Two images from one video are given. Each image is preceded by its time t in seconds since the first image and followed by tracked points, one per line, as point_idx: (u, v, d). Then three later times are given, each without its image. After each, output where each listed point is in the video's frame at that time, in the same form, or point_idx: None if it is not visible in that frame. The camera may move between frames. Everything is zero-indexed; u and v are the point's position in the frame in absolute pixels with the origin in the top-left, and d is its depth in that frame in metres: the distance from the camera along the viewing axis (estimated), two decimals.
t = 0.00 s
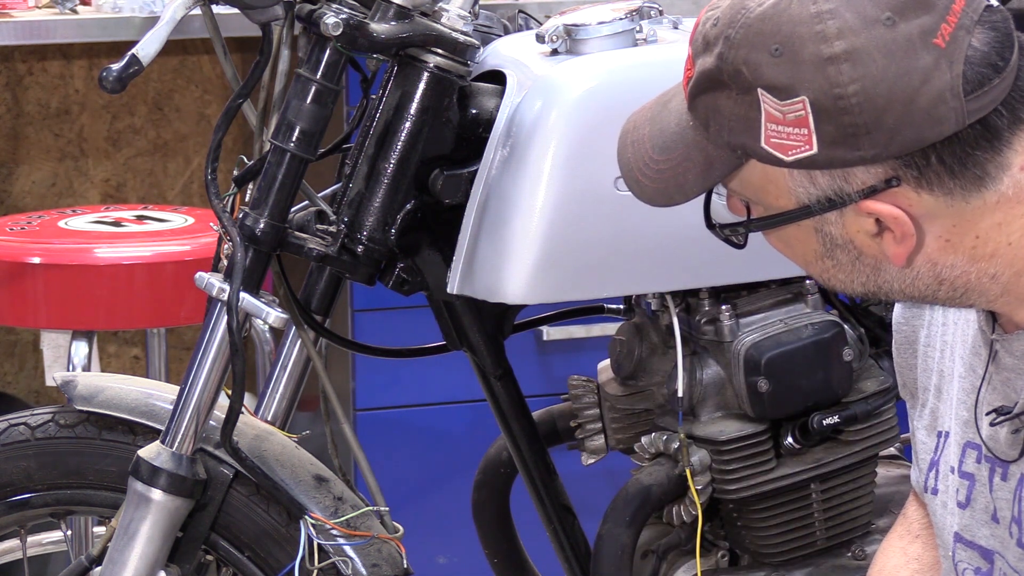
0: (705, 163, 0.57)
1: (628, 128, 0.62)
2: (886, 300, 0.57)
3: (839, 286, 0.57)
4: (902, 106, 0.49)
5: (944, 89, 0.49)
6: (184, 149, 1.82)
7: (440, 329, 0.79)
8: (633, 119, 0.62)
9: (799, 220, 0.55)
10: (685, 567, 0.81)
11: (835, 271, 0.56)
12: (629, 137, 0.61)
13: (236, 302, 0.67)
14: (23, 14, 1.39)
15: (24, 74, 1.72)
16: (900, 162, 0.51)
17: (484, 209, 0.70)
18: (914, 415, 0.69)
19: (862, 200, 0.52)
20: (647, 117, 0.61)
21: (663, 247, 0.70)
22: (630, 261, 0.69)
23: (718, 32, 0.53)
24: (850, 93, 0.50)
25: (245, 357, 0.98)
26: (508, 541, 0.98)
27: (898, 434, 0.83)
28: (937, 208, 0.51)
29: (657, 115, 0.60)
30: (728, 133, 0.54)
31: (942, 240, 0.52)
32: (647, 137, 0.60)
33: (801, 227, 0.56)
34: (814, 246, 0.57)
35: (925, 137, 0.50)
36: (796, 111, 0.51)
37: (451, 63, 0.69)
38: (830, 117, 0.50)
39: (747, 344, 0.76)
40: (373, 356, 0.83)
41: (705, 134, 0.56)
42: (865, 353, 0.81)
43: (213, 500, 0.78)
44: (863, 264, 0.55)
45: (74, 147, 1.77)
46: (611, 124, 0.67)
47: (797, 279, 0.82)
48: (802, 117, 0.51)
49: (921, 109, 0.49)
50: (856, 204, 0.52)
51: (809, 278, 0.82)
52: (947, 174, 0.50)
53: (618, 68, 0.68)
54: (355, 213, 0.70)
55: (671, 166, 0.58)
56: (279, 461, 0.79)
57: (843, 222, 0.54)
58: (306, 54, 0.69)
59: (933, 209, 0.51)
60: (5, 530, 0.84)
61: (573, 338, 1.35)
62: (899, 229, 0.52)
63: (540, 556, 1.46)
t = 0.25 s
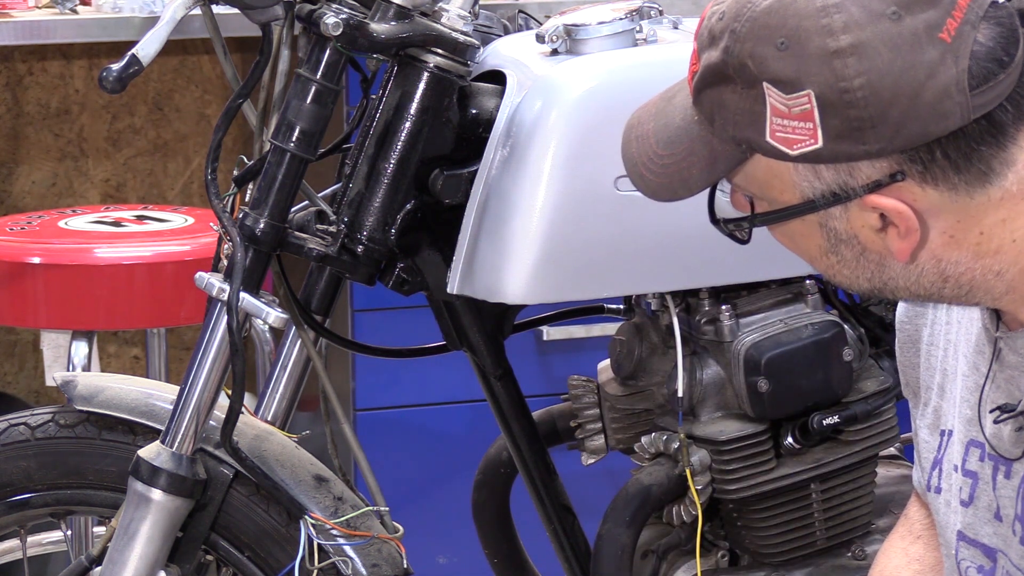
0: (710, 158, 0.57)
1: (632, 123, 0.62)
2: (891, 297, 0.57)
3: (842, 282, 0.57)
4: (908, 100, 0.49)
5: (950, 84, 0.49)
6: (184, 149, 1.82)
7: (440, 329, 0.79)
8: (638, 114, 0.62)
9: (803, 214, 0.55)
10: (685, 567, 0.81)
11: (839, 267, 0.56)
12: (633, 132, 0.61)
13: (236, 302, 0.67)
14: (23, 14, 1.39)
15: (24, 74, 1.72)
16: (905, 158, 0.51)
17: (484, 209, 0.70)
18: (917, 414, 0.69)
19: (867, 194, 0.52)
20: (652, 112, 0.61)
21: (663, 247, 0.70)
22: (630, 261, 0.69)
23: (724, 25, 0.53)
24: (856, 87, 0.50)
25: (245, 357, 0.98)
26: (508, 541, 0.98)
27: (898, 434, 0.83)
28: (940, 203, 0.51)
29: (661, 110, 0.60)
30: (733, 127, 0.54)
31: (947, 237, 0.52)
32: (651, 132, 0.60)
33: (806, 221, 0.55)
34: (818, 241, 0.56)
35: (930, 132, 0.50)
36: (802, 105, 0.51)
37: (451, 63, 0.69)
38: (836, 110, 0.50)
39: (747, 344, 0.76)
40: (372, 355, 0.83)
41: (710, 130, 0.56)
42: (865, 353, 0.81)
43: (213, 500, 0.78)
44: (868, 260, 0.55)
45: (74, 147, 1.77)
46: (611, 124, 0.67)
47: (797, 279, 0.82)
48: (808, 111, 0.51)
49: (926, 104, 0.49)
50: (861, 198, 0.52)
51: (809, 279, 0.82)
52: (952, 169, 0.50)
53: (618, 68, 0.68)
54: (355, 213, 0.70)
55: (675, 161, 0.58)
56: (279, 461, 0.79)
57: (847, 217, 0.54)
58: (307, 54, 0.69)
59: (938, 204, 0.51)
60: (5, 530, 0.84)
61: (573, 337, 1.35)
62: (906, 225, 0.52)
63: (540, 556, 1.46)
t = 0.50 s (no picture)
0: (716, 152, 0.56)
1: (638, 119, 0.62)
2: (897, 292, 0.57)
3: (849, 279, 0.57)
4: (913, 91, 0.49)
5: (955, 75, 0.48)
6: (184, 149, 1.81)
7: (440, 329, 0.79)
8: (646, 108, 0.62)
9: (809, 209, 0.55)
10: (685, 567, 0.81)
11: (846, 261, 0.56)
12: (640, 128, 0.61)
13: (236, 302, 0.67)
14: (23, 14, 1.39)
15: (24, 74, 1.72)
16: (911, 151, 0.51)
17: (484, 209, 0.70)
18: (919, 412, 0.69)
19: (873, 186, 0.52)
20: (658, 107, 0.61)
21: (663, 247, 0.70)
22: (631, 262, 0.69)
23: (731, 19, 0.53)
24: (863, 78, 0.49)
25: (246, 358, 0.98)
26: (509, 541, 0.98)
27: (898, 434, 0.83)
28: (946, 196, 0.51)
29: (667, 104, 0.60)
30: (740, 120, 0.54)
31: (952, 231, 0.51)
32: (658, 126, 0.60)
33: (811, 216, 0.55)
34: (825, 237, 0.56)
35: (936, 124, 0.49)
36: (809, 97, 0.50)
37: (451, 63, 0.69)
38: (840, 102, 0.50)
39: (747, 344, 0.76)
40: (372, 356, 0.83)
41: (718, 124, 0.56)
42: (865, 353, 0.81)
43: (213, 500, 0.78)
44: (875, 254, 0.55)
45: (74, 147, 1.77)
46: (611, 124, 0.67)
47: (797, 279, 0.82)
48: (814, 102, 0.50)
49: (932, 95, 0.49)
50: (867, 190, 0.52)
51: (809, 279, 0.82)
52: (958, 162, 0.50)
53: (618, 68, 0.68)
54: (355, 213, 0.70)
55: (679, 156, 0.58)
56: (279, 461, 0.79)
57: (854, 210, 0.53)
58: (307, 54, 0.69)
59: (944, 197, 0.51)
60: (5, 530, 0.84)
61: (573, 337, 1.35)
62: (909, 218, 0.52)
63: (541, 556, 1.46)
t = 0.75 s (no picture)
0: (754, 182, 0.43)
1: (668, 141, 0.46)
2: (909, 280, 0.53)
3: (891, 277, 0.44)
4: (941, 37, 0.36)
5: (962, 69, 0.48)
6: (184, 148, 1.81)
7: (440, 329, 0.79)
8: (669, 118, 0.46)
9: (856, 199, 0.41)
10: (685, 567, 0.81)
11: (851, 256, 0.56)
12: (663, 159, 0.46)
13: (236, 302, 0.67)
14: (23, 14, 1.39)
15: (24, 74, 1.72)
16: (957, 101, 0.38)
17: (484, 209, 0.70)
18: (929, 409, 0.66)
19: (920, 152, 0.39)
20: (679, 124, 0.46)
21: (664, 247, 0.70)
22: (631, 262, 0.69)
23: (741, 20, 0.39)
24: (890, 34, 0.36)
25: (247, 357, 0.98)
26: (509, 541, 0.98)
27: (898, 434, 0.83)
28: (996, 153, 0.39)
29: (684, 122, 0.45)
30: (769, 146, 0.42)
31: None
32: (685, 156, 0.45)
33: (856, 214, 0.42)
34: (871, 231, 0.43)
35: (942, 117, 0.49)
36: (838, 70, 0.37)
37: (451, 63, 0.69)
38: (873, 66, 0.37)
39: (748, 344, 0.76)
40: (373, 356, 0.83)
41: (739, 137, 0.42)
42: (865, 353, 0.81)
43: (213, 500, 0.78)
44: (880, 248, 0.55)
45: (74, 147, 1.77)
46: (611, 124, 0.67)
47: (797, 279, 0.82)
48: (845, 76, 0.37)
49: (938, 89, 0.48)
50: (914, 158, 0.39)
51: (809, 279, 0.82)
52: (1000, 107, 0.38)
53: (619, 68, 0.68)
54: (355, 213, 0.70)
55: (708, 193, 0.45)
56: (279, 461, 0.79)
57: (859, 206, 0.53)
58: (307, 54, 0.69)
59: (992, 154, 0.39)
60: (5, 530, 0.84)
61: (573, 337, 1.35)
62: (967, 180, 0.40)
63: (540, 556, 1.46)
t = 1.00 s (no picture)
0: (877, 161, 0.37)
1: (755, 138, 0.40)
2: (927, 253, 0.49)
3: (989, 250, 0.36)
4: None
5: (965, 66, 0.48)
6: (184, 149, 1.82)
7: (440, 329, 0.79)
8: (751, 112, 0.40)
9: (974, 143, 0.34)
10: (685, 567, 0.81)
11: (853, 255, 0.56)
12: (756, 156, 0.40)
13: (236, 302, 0.67)
14: (23, 14, 1.39)
15: (24, 73, 1.72)
16: None
17: (484, 209, 0.70)
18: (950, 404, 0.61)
19: None
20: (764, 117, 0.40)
21: (664, 248, 0.70)
22: (631, 262, 0.69)
23: None
24: None
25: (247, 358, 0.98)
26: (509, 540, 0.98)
27: (898, 433, 0.82)
28: None
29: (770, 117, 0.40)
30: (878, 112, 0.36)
31: None
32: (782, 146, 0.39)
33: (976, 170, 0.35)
34: (981, 185, 0.35)
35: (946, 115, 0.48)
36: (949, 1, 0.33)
37: (451, 63, 0.69)
38: None
39: (747, 344, 0.76)
40: (372, 356, 0.83)
41: (843, 106, 0.36)
42: (865, 353, 0.81)
43: (213, 500, 0.78)
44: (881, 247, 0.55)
45: (74, 147, 1.77)
46: (611, 124, 0.67)
47: (797, 279, 0.82)
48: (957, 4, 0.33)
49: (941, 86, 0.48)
50: None
51: (809, 279, 0.82)
52: None
53: (618, 68, 0.68)
54: (355, 213, 0.70)
55: (822, 176, 0.38)
56: (279, 461, 0.79)
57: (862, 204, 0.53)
58: (307, 54, 0.69)
59: None
60: (5, 530, 0.84)
61: (572, 338, 1.35)
62: None
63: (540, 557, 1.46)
